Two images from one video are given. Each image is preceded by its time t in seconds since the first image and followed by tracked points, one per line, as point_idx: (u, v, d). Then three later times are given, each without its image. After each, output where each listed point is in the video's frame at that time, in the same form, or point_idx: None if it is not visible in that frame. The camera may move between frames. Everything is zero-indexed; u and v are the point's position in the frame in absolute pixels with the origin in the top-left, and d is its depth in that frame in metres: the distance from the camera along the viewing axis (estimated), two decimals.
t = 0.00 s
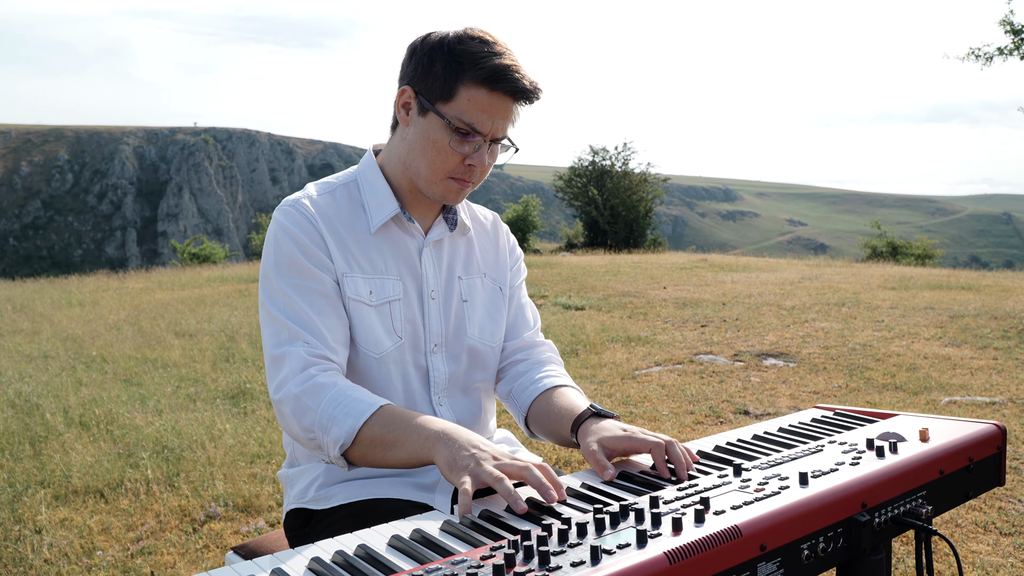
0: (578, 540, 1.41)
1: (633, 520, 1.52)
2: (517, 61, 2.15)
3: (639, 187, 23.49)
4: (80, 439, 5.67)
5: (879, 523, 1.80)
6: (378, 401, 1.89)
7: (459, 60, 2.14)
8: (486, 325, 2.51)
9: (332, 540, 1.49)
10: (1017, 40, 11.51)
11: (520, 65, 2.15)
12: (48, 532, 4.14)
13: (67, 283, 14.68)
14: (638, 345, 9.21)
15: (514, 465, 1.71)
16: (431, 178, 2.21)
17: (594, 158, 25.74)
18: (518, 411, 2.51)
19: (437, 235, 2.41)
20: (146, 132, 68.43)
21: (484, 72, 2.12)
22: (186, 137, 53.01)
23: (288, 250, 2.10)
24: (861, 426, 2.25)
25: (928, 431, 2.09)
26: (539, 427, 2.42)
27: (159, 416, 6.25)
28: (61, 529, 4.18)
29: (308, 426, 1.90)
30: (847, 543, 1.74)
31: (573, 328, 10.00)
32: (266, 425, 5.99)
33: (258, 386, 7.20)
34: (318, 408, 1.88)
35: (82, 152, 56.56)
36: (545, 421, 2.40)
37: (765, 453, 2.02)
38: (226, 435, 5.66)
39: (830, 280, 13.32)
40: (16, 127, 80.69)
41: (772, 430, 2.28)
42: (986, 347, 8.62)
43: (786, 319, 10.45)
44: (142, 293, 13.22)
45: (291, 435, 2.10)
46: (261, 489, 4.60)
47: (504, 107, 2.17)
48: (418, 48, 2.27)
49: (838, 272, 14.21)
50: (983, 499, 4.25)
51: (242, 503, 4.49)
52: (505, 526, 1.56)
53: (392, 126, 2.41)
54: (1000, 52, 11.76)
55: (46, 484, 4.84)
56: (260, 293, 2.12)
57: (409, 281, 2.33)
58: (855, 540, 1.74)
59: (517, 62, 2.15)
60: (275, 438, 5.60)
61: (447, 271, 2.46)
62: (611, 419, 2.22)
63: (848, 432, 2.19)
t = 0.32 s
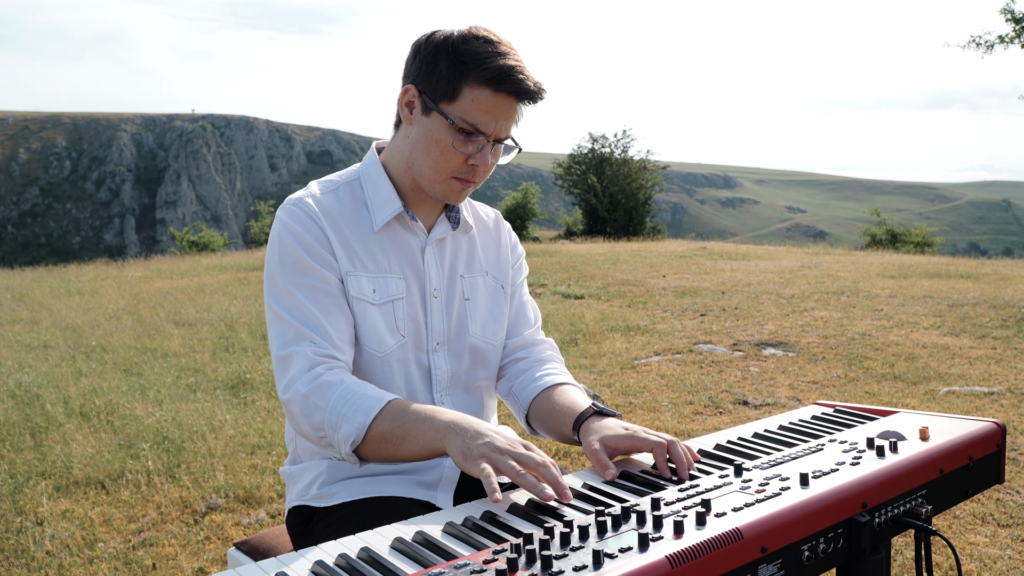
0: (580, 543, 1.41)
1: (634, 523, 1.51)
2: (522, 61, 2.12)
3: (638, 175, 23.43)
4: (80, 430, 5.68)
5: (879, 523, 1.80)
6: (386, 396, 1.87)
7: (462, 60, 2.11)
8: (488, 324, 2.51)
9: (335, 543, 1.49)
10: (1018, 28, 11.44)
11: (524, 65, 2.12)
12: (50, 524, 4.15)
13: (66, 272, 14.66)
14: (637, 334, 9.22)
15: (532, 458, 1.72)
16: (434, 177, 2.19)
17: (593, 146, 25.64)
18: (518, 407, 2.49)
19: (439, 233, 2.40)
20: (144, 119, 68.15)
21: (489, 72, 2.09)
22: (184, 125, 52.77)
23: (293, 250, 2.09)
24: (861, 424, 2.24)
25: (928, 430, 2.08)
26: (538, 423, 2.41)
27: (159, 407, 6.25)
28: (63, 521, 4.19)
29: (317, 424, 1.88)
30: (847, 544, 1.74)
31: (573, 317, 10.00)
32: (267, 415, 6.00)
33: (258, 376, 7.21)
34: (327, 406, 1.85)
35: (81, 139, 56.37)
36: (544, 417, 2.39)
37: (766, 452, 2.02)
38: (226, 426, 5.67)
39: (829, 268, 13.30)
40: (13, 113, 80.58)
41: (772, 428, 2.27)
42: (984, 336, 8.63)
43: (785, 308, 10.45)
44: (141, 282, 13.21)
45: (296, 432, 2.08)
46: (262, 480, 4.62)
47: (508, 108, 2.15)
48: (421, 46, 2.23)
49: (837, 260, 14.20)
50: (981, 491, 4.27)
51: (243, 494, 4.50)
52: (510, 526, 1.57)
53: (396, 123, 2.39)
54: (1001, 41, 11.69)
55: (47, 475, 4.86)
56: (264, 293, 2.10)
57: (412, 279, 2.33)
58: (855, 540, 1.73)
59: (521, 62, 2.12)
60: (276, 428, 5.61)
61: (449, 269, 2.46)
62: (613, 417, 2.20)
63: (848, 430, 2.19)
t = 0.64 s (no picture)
0: (583, 550, 1.40)
1: (636, 528, 1.50)
2: (528, 66, 2.07)
3: (637, 162, 23.36)
4: (81, 422, 5.69)
5: (879, 525, 1.79)
6: (391, 397, 1.86)
7: (468, 64, 2.07)
8: (491, 324, 2.49)
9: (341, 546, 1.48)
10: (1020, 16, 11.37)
11: (531, 70, 2.08)
12: (52, 517, 4.17)
13: (65, 261, 14.63)
14: (637, 324, 9.23)
15: (538, 453, 1.72)
16: (438, 181, 2.17)
17: (593, 133, 25.54)
18: (519, 407, 2.50)
19: (443, 234, 2.39)
20: (141, 106, 67.89)
21: (494, 77, 2.05)
22: (182, 112, 52.53)
23: (297, 253, 2.07)
24: (861, 424, 2.23)
25: (928, 430, 2.07)
26: (539, 424, 2.41)
27: (160, 398, 6.26)
28: (65, 514, 4.21)
29: (323, 428, 1.87)
30: (847, 547, 1.73)
31: (572, 307, 10.00)
32: (267, 407, 6.01)
33: (258, 367, 7.22)
34: (332, 410, 1.85)
35: (78, 126, 56.18)
36: (545, 417, 2.38)
37: (767, 453, 2.01)
38: (227, 418, 5.68)
39: (829, 257, 13.30)
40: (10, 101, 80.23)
41: (772, 429, 2.27)
42: (984, 326, 8.65)
43: (784, 298, 10.46)
44: (140, 271, 13.20)
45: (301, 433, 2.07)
46: (263, 473, 4.63)
47: (512, 113, 2.12)
48: (428, 47, 2.20)
49: (837, 249, 14.19)
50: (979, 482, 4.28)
51: (244, 487, 4.51)
52: (513, 530, 1.56)
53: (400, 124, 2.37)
54: (1003, 29, 11.62)
55: (48, 468, 4.87)
56: (268, 296, 2.08)
57: (416, 280, 2.32)
58: (855, 542, 1.73)
59: (528, 68, 2.08)
60: (276, 420, 5.62)
61: (452, 270, 2.44)
62: (615, 419, 2.19)
63: (848, 431, 2.18)
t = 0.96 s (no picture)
0: (584, 551, 1.40)
1: (636, 528, 1.50)
2: (532, 68, 2.06)
3: (636, 150, 23.29)
4: (82, 412, 5.70)
5: (877, 523, 1.78)
6: (393, 398, 1.86)
7: (471, 65, 2.06)
8: (493, 321, 2.48)
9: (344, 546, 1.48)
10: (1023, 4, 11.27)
11: (535, 73, 2.06)
12: (55, 508, 4.19)
13: (65, 249, 14.62)
14: (636, 314, 9.24)
15: (535, 439, 1.73)
16: (440, 181, 2.16)
17: (592, 120, 25.44)
18: (519, 403, 2.50)
19: (445, 233, 2.38)
20: (139, 93, 67.60)
21: (497, 80, 2.04)
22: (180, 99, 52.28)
23: (300, 253, 2.06)
24: (861, 420, 2.22)
25: (927, 427, 2.05)
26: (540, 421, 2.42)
27: (161, 389, 6.27)
28: (67, 505, 4.23)
29: (327, 429, 1.88)
30: (845, 545, 1.71)
31: (571, 296, 10.01)
32: (268, 397, 6.02)
33: (258, 357, 7.23)
34: (334, 411, 1.85)
35: (76, 113, 56.01)
36: (545, 414, 2.39)
37: (766, 451, 2.00)
38: (228, 408, 5.69)
39: (828, 245, 13.29)
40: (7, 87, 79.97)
41: (770, 425, 2.25)
42: (982, 315, 8.66)
43: (783, 287, 10.46)
44: (139, 260, 13.19)
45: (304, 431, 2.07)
46: (264, 464, 4.64)
47: (515, 115, 2.10)
48: (431, 47, 2.18)
49: (836, 237, 14.18)
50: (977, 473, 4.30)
51: (245, 478, 4.53)
52: (514, 530, 1.56)
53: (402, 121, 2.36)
54: (1005, 16, 11.53)
55: (50, 458, 4.89)
56: (271, 296, 2.07)
57: (417, 279, 2.30)
58: (854, 540, 1.71)
59: (532, 70, 2.07)
60: (277, 410, 5.63)
61: (453, 268, 2.43)
62: (615, 416, 2.19)
63: (846, 427, 2.16)
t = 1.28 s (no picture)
0: (583, 554, 1.39)
1: (635, 529, 1.49)
2: (536, 74, 2.00)
3: (636, 137, 23.21)
4: (83, 403, 5.71)
5: (873, 522, 1.77)
6: (393, 412, 1.87)
7: (475, 69, 1.99)
8: (494, 321, 2.44)
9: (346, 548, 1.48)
10: None
11: (539, 78, 2.01)
12: (57, 499, 4.20)
13: (64, 239, 14.59)
14: (635, 303, 9.25)
15: (529, 452, 1.76)
16: (441, 184, 2.11)
17: (592, 108, 25.34)
18: (518, 403, 2.48)
19: (446, 233, 2.34)
20: (136, 80, 67.25)
21: (501, 85, 1.98)
22: (177, 86, 51.94)
23: (302, 255, 2.04)
24: (858, 418, 2.20)
25: (922, 426, 2.04)
26: (540, 420, 2.40)
27: (161, 380, 6.28)
28: (69, 497, 4.24)
29: (326, 435, 1.90)
30: (841, 545, 1.70)
31: (570, 286, 10.01)
32: (268, 388, 6.03)
33: (258, 348, 7.23)
34: (335, 419, 1.87)
35: (74, 100, 55.75)
36: (546, 413, 2.38)
37: (764, 450, 1.98)
38: (228, 399, 5.70)
39: (827, 234, 13.28)
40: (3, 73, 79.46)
41: (768, 424, 2.24)
42: (981, 305, 8.68)
43: (782, 276, 10.46)
44: (138, 249, 13.18)
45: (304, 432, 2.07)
46: (264, 456, 4.65)
47: (518, 120, 2.05)
48: (432, 47, 2.11)
49: (835, 226, 14.17)
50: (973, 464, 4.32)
51: (246, 469, 4.54)
52: (513, 532, 1.55)
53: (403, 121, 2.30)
54: (1006, 4, 11.49)
55: (52, 450, 4.90)
56: (273, 298, 2.06)
57: (419, 279, 2.27)
58: (849, 541, 1.70)
59: (536, 75, 2.01)
60: (277, 401, 5.63)
61: (455, 268, 2.39)
62: (614, 416, 2.20)
63: (843, 426, 2.15)
